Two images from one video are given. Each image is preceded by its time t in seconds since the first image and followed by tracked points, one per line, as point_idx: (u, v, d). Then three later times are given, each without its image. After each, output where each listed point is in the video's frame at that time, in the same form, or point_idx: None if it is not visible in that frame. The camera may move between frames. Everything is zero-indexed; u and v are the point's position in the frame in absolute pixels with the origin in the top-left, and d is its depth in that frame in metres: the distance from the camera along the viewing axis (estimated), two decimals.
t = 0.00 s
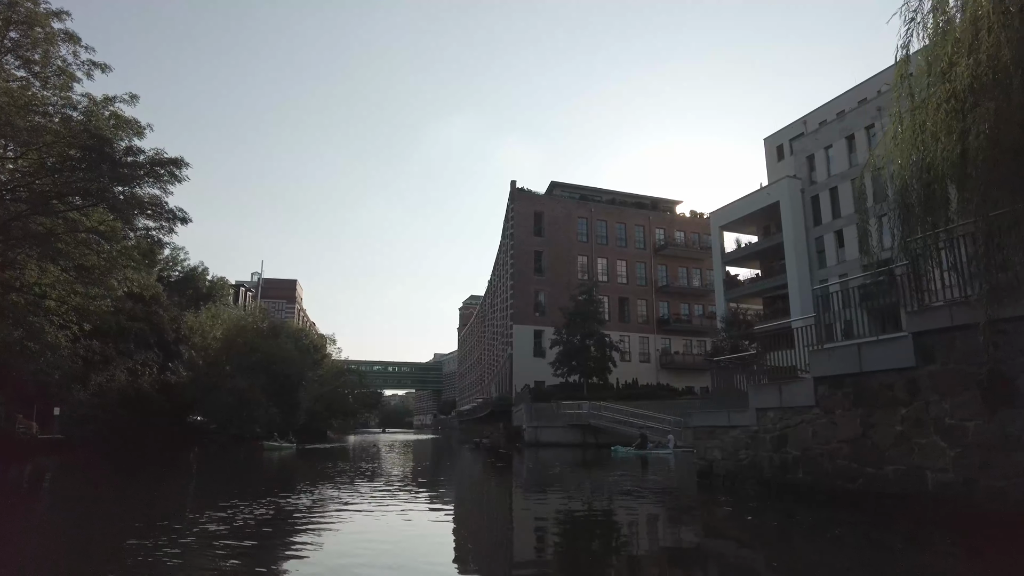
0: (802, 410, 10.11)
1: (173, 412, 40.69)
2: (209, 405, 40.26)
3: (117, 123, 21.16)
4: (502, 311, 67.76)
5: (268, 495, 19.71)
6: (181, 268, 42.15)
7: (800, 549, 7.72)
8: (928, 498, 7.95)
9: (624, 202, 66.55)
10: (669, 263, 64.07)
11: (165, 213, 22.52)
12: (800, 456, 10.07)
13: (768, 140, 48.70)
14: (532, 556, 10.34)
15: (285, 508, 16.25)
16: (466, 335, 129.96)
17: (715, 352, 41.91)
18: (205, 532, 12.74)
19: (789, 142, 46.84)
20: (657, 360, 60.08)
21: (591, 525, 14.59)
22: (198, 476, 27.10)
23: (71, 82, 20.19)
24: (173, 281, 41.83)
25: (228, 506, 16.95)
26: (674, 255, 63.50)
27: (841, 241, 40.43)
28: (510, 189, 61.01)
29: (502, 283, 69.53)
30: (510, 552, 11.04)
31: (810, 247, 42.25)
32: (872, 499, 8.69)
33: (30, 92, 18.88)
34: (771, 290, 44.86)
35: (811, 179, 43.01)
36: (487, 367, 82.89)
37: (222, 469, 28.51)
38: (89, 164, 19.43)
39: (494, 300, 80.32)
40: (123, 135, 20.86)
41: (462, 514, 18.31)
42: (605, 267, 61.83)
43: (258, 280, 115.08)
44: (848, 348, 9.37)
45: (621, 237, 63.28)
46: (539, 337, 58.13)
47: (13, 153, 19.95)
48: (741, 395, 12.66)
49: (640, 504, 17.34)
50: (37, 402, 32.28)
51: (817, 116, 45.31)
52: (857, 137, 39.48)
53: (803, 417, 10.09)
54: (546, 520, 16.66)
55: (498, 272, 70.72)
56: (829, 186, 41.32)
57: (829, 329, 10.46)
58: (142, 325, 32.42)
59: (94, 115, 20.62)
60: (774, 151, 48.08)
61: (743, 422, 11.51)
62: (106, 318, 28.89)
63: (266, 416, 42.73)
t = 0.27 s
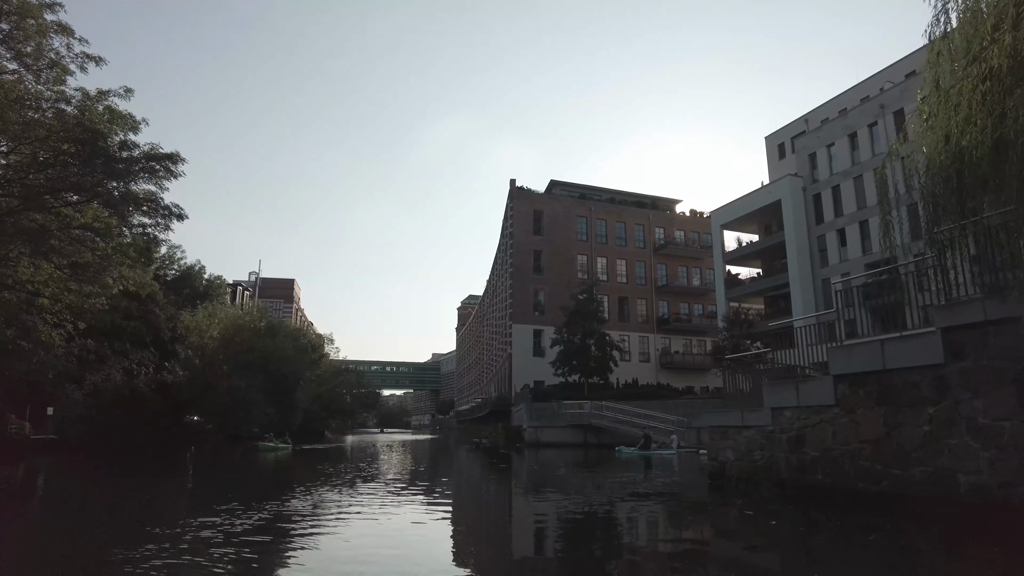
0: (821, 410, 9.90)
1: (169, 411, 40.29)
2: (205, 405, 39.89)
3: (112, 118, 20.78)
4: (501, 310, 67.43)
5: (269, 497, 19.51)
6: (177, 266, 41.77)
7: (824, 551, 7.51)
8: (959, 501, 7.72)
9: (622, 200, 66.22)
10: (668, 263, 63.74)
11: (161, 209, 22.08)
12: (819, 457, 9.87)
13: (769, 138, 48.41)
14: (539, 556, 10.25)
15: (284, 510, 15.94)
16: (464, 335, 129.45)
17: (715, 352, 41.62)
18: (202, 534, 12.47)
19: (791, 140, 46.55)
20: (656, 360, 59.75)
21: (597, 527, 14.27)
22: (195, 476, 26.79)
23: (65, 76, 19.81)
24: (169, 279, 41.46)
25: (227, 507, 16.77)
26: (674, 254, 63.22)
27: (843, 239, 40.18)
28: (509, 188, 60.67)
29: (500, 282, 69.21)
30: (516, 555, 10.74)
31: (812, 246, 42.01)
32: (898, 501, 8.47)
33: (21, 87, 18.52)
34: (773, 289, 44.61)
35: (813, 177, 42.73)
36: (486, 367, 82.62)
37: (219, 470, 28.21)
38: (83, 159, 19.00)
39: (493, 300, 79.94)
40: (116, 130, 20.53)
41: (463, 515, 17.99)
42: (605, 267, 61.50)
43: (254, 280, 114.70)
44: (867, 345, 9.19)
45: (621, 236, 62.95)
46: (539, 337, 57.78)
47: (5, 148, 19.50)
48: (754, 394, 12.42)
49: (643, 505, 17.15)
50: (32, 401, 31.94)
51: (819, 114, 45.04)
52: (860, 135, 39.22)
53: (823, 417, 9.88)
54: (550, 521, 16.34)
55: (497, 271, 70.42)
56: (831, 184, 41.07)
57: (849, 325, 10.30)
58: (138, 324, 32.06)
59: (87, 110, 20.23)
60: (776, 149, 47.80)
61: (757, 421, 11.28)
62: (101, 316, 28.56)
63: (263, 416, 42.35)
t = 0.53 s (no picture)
0: (842, 409, 9.92)
1: (167, 411, 39.91)
2: (203, 405, 39.50)
3: (106, 112, 20.37)
4: (500, 309, 67.06)
5: (270, 499, 19.28)
6: (173, 265, 41.34)
7: (853, 552, 7.39)
8: (993, 504, 7.66)
9: (622, 199, 65.90)
10: (669, 262, 63.44)
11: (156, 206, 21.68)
12: (840, 457, 9.88)
13: (770, 136, 48.07)
14: (552, 559, 10.11)
15: (284, 513, 15.64)
16: (462, 334, 128.87)
17: (717, 351, 41.39)
18: (203, 537, 12.17)
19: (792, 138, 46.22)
20: (656, 359, 59.45)
21: (605, 529, 14.02)
22: (194, 477, 26.49)
23: (57, 69, 19.42)
24: (166, 278, 41.03)
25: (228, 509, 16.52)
26: (674, 253, 62.99)
27: (845, 238, 39.92)
28: (508, 186, 60.28)
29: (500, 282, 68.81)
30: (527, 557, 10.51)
31: (814, 245, 41.73)
32: (925, 503, 8.45)
33: (14, 79, 18.06)
34: (774, 288, 44.35)
35: (815, 175, 42.43)
36: (485, 367, 82.29)
37: (218, 471, 27.92)
38: (77, 155, 18.64)
39: (491, 299, 79.51)
40: (109, 125, 20.15)
41: (466, 517, 17.72)
42: (605, 266, 61.16)
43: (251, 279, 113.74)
44: (888, 341, 9.29)
45: (621, 235, 62.63)
46: (539, 336, 57.44)
47: None
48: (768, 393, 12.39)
49: (649, 506, 16.98)
50: (29, 401, 31.62)
51: (821, 112, 44.71)
52: (863, 132, 38.92)
53: (843, 416, 9.90)
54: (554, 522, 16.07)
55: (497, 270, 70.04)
56: (833, 183, 40.78)
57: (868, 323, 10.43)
58: (135, 323, 31.70)
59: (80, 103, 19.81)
60: (777, 147, 47.48)
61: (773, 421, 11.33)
62: (97, 315, 28.17)
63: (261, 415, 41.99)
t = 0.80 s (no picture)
0: (864, 409, 9.77)
1: (163, 411, 39.56)
2: (198, 405, 39.04)
3: (100, 106, 19.93)
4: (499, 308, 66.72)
5: (268, 501, 18.98)
6: (169, 264, 40.84)
7: (881, 554, 7.20)
8: None
9: (621, 197, 65.58)
10: (668, 261, 63.17)
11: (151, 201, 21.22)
12: (861, 458, 9.72)
13: (771, 135, 47.77)
14: (560, 562, 9.88)
15: (282, 518, 15.22)
16: (460, 333, 128.44)
17: (718, 350, 41.07)
18: (202, 541, 11.83)
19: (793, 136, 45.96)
20: (656, 359, 59.17)
21: (612, 531, 13.69)
22: (191, 478, 26.06)
23: (49, 61, 19.01)
24: (161, 276, 40.52)
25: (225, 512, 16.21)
26: (674, 252, 62.72)
27: (847, 237, 39.66)
28: (507, 185, 59.90)
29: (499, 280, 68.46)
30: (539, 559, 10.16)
31: (816, 244, 41.48)
32: (953, 506, 8.29)
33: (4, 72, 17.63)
34: (775, 287, 44.12)
35: (817, 174, 42.18)
36: (484, 366, 81.93)
37: (214, 471, 27.59)
38: (70, 149, 18.22)
39: (490, 299, 79.15)
40: (103, 120, 19.72)
41: (468, 519, 17.36)
42: (604, 265, 60.84)
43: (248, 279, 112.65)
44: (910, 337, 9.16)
45: (620, 234, 62.31)
46: (538, 336, 57.08)
47: None
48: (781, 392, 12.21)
49: (656, 506, 16.73)
50: (23, 400, 31.27)
51: (822, 110, 44.44)
52: (864, 130, 38.66)
53: (866, 415, 9.72)
54: (561, 524, 15.70)
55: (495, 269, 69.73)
56: (835, 181, 40.52)
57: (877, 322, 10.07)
58: (130, 322, 31.27)
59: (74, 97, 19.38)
60: (778, 145, 47.19)
61: (788, 421, 11.19)
62: (91, 313, 27.76)
63: (258, 415, 41.63)
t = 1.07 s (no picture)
0: (886, 408, 9.52)
1: (156, 411, 39.09)
2: (192, 405, 38.60)
3: (91, 99, 19.49)
4: (496, 308, 66.34)
5: (263, 502, 18.64)
6: (163, 262, 40.35)
7: (909, 559, 6.93)
8: None
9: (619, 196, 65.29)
10: (666, 260, 62.95)
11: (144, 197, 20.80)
12: (881, 460, 9.48)
13: (770, 133, 47.59)
14: (567, 565, 9.58)
15: (277, 521, 14.87)
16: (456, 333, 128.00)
17: (717, 350, 40.81)
18: (195, 545, 11.48)
19: (792, 135, 45.76)
20: (654, 359, 58.91)
21: (618, 533, 13.37)
22: (185, 479, 25.64)
23: (38, 52, 18.56)
24: (155, 275, 40.03)
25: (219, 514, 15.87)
26: (672, 251, 62.47)
27: (847, 236, 39.45)
28: (505, 183, 59.57)
29: (496, 280, 68.08)
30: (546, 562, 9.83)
31: (815, 243, 41.25)
32: (980, 509, 8.04)
33: None
34: (775, 286, 43.92)
35: (816, 172, 41.99)
36: (480, 367, 81.53)
37: (208, 472, 27.19)
38: (60, 143, 17.80)
39: (486, 298, 78.75)
40: (95, 114, 19.29)
41: (466, 520, 17.01)
42: (602, 264, 60.56)
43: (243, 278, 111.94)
44: (935, 333, 8.93)
45: (618, 233, 62.03)
46: (535, 335, 56.74)
47: None
48: (793, 391, 11.97)
49: (660, 508, 16.42)
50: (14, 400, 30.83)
51: (821, 108, 44.26)
52: (865, 128, 38.47)
53: (888, 414, 9.47)
54: (564, 525, 15.38)
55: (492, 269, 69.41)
56: (835, 180, 40.32)
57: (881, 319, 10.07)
58: (124, 321, 30.82)
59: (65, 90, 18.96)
60: (777, 144, 47.00)
61: (803, 420, 10.97)
62: (83, 311, 27.29)
63: (252, 415, 41.16)
